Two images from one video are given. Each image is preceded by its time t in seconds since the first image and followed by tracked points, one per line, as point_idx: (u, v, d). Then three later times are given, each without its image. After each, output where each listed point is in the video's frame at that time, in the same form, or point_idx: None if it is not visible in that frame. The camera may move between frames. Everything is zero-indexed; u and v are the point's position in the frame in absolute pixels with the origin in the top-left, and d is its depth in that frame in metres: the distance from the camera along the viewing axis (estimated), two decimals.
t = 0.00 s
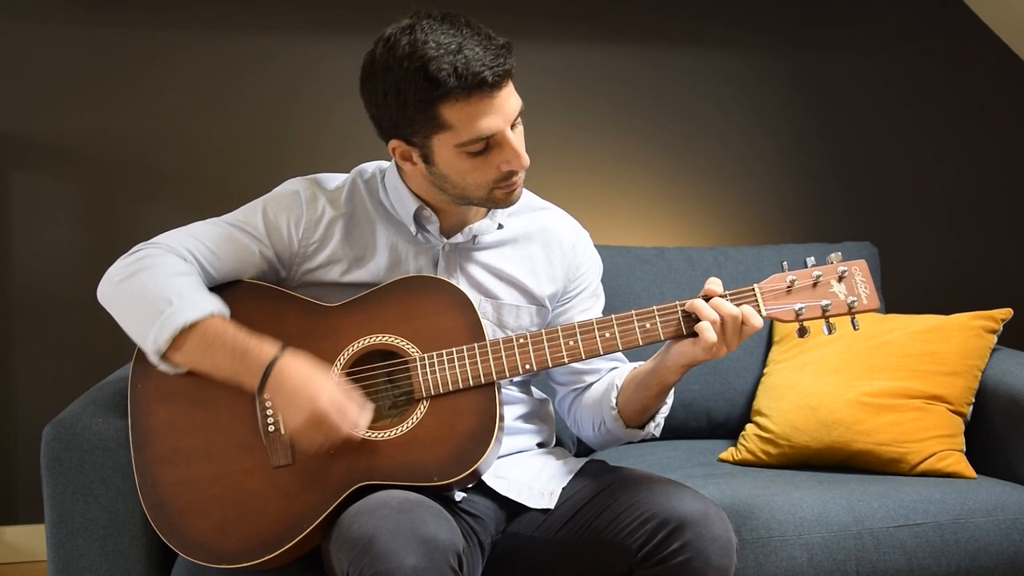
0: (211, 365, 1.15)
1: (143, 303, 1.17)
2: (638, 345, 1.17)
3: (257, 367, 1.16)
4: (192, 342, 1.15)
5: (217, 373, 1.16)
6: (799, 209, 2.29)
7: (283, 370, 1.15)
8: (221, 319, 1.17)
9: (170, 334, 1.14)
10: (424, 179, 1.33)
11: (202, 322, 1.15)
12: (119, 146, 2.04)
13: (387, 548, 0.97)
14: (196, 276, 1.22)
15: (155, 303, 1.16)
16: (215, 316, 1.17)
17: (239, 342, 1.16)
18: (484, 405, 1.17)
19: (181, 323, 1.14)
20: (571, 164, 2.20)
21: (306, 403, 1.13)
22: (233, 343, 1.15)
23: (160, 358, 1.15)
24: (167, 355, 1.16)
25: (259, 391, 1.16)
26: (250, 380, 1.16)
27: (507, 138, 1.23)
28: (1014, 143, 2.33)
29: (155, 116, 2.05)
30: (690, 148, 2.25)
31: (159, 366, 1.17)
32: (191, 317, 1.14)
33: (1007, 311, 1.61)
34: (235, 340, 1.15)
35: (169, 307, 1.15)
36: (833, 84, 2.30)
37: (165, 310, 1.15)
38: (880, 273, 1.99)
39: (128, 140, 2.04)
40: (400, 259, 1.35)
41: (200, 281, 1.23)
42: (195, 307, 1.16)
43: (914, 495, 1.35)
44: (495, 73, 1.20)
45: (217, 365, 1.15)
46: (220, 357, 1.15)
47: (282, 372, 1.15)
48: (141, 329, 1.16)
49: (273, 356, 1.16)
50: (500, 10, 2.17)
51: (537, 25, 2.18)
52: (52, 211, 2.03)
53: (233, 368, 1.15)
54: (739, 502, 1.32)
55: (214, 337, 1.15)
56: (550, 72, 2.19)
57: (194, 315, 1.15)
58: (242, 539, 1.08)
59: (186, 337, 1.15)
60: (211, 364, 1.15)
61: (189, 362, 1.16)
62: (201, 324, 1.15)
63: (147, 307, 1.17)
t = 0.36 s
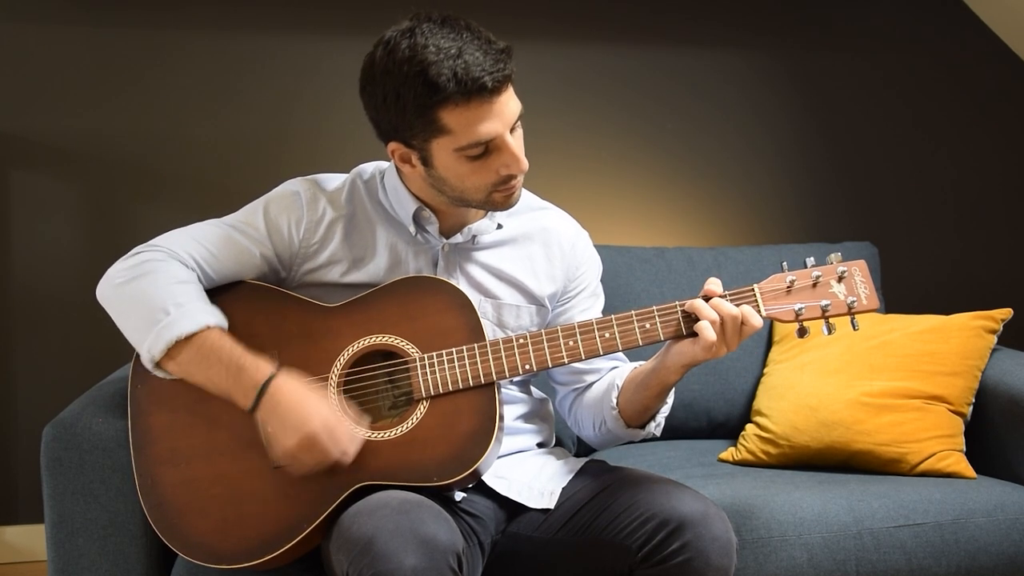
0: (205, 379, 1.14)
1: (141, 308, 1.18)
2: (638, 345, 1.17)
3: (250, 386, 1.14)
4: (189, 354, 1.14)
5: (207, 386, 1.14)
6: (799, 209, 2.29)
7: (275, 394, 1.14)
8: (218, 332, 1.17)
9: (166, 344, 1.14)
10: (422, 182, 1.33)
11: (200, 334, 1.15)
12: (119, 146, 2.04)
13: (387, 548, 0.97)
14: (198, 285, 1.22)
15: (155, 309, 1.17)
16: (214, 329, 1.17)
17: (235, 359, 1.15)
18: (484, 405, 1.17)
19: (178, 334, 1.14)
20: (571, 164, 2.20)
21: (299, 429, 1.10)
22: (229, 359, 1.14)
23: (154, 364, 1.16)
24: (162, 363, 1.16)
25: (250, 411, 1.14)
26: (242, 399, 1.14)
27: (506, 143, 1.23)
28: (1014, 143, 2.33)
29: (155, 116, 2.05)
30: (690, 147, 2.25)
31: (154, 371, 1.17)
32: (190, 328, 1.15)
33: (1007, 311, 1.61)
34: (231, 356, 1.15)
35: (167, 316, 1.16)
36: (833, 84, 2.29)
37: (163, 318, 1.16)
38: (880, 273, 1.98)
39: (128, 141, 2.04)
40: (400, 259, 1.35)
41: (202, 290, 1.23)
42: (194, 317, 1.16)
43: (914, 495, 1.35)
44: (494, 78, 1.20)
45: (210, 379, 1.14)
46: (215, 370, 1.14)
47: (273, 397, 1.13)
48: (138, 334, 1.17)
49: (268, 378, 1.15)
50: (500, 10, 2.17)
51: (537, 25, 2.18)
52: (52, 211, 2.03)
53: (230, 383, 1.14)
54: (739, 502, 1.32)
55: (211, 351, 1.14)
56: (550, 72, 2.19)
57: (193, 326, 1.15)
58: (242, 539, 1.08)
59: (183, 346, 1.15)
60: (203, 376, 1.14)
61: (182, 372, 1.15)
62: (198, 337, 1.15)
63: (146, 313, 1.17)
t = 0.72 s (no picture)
0: (222, 353, 1.15)
1: (144, 299, 1.17)
2: (638, 344, 1.17)
3: (266, 349, 1.15)
4: (198, 333, 1.14)
5: (227, 359, 1.16)
6: (799, 209, 2.29)
7: (295, 349, 1.15)
8: (223, 306, 1.17)
9: (176, 326, 1.13)
10: (422, 176, 1.33)
11: (206, 310, 1.15)
12: (118, 147, 2.04)
13: (387, 549, 0.97)
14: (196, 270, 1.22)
15: (158, 296, 1.16)
16: (218, 305, 1.17)
17: (245, 327, 1.15)
18: (484, 405, 1.17)
19: (186, 314, 1.14)
20: (571, 164, 2.20)
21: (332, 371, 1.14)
22: (239, 328, 1.15)
23: (166, 352, 1.15)
24: (173, 348, 1.16)
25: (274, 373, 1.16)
26: (263, 362, 1.16)
27: (505, 132, 1.23)
28: (1014, 143, 2.33)
29: (155, 116, 2.05)
30: (690, 148, 2.25)
31: (166, 361, 1.17)
32: (195, 306, 1.14)
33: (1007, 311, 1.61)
34: (240, 325, 1.15)
35: (173, 299, 1.15)
36: (833, 84, 2.29)
37: (169, 302, 1.15)
38: (880, 273, 1.98)
39: (128, 141, 2.04)
40: (400, 258, 1.35)
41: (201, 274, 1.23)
42: (197, 297, 1.16)
43: (914, 495, 1.35)
44: (492, 66, 1.20)
45: (227, 353, 1.15)
46: (228, 344, 1.15)
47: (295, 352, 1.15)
48: (144, 324, 1.16)
49: (280, 338, 1.16)
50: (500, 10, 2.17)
51: (537, 25, 2.18)
52: (52, 211, 2.03)
53: (245, 352, 1.15)
54: (739, 502, 1.32)
55: (219, 325, 1.14)
56: (550, 72, 2.19)
57: (197, 305, 1.15)
58: (241, 539, 1.08)
59: (191, 327, 1.14)
60: (219, 352, 1.15)
61: (195, 353, 1.15)
62: (205, 314, 1.15)
63: (149, 302, 1.17)
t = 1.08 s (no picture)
0: (224, 337, 1.16)
1: (143, 294, 1.17)
2: (638, 343, 1.18)
3: (267, 327, 1.15)
4: (199, 318, 1.15)
5: (229, 343, 1.16)
6: (799, 209, 2.29)
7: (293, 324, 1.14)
8: (221, 291, 1.18)
9: (177, 314, 1.14)
10: (420, 175, 1.33)
11: (206, 296, 1.16)
12: (119, 147, 2.04)
13: (387, 549, 0.97)
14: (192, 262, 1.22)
15: (156, 288, 1.17)
16: (217, 289, 1.18)
17: (244, 308, 1.15)
18: (483, 405, 1.17)
19: (187, 300, 1.14)
20: (571, 164, 2.20)
21: (331, 345, 1.13)
22: (239, 309, 1.15)
23: (169, 343, 1.15)
24: (176, 338, 1.16)
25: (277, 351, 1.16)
26: (264, 342, 1.15)
27: (502, 128, 1.23)
28: (1014, 143, 2.33)
29: (154, 116, 2.05)
30: (690, 148, 2.25)
31: (170, 354, 1.17)
32: (194, 294, 1.15)
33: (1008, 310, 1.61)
34: (240, 306, 1.15)
35: (173, 288, 1.16)
36: (833, 84, 2.29)
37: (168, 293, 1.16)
38: (880, 273, 1.98)
39: (128, 141, 2.04)
40: (400, 257, 1.35)
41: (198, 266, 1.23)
42: (196, 286, 1.16)
43: (914, 495, 1.35)
44: (488, 62, 1.21)
45: (229, 336, 1.16)
46: (229, 327, 1.15)
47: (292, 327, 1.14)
48: (145, 318, 1.16)
49: (280, 314, 1.15)
50: (500, 10, 2.17)
51: (537, 25, 2.18)
52: (52, 212, 2.02)
53: (246, 332, 1.15)
54: (739, 502, 1.32)
55: (220, 308, 1.15)
56: (551, 72, 2.19)
57: (196, 292, 1.15)
58: (241, 540, 1.08)
59: (193, 314, 1.15)
60: (223, 335, 1.15)
61: (200, 340, 1.16)
62: (205, 299, 1.15)
63: (149, 296, 1.17)
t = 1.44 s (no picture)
0: (212, 357, 1.15)
1: (143, 303, 1.17)
2: (638, 344, 1.18)
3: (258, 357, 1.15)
4: (192, 336, 1.14)
5: (217, 366, 1.15)
6: (799, 209, 2.29)
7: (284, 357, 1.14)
8: (220, 311, 1.17)
9: (170, 330, 1.13)
10: (422, 175, 1.33)
11: (202, 315, 1.15)
12: (119, 147, 2.04)
13: (387, 549, 0.97)
14: (195, 274, 1.22)
15: (155, 300, 1.17)
16: (216, 309, 1.17)
17: (239, 334, 1.15)
18: (484, 405, 1.17)
19: (181, 318, 1.14)
20: (571, 164, 2.20)
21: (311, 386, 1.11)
22: (233, 334, 1.15)
23: (162, 356, 1.15)
24: (168, 351, 1.15)
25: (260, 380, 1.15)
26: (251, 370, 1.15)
27: (505, 130, 1.23)
28: (1014, 143, 2.33)
29: (154, 116, 2.05)
30: (690, 148, 2.25)
31: (161, 364, 1.16)
32: (190, 312, 1.14)
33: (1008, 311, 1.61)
34: (235, 332, 1.15)
35: (169, 303, 1.16)
36: (833, 84, 2.29)
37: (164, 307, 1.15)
38: (880, 273, 1.99)
39: (128, 141, 2.04)
40: (400, 257, 1.35)
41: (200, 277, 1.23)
42: (193, 302, 1.15)
43: (914, 495, 1.35)
44: (492, 63, 1.21)
45: (217, 358, 1.15)
46: (220, 349, 1.15)
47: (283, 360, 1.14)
48: (141, 328, 1.16)
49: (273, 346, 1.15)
50: (500, 10, 2.17)
51: (536, 25, 2.18)
52: (52, 212, 2.03)
53: (235, 359, 1.15)
54: (739, 502, 1.32)
55: (214, 330, 1.14)
56: (551, 72, 2.19)
57: (194, 309, 1.15)
58: (241, 540, 1.08)
59: (186, 331, 1.14)
60: (211, 356, 1.15)
61: (190, 357, 1.15)
62: (200, 319, 1.15)
63: (147, 307, 1.17)
